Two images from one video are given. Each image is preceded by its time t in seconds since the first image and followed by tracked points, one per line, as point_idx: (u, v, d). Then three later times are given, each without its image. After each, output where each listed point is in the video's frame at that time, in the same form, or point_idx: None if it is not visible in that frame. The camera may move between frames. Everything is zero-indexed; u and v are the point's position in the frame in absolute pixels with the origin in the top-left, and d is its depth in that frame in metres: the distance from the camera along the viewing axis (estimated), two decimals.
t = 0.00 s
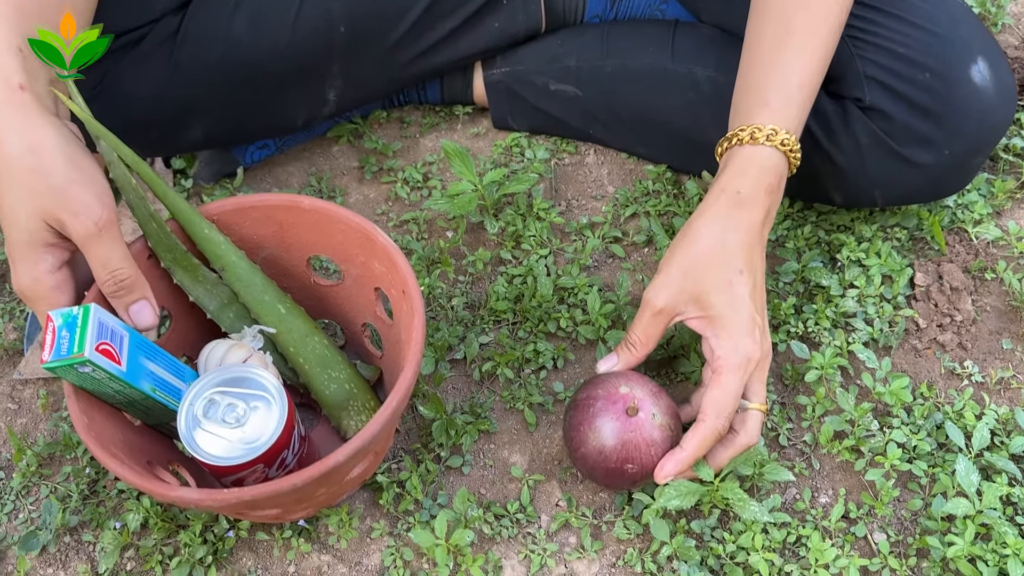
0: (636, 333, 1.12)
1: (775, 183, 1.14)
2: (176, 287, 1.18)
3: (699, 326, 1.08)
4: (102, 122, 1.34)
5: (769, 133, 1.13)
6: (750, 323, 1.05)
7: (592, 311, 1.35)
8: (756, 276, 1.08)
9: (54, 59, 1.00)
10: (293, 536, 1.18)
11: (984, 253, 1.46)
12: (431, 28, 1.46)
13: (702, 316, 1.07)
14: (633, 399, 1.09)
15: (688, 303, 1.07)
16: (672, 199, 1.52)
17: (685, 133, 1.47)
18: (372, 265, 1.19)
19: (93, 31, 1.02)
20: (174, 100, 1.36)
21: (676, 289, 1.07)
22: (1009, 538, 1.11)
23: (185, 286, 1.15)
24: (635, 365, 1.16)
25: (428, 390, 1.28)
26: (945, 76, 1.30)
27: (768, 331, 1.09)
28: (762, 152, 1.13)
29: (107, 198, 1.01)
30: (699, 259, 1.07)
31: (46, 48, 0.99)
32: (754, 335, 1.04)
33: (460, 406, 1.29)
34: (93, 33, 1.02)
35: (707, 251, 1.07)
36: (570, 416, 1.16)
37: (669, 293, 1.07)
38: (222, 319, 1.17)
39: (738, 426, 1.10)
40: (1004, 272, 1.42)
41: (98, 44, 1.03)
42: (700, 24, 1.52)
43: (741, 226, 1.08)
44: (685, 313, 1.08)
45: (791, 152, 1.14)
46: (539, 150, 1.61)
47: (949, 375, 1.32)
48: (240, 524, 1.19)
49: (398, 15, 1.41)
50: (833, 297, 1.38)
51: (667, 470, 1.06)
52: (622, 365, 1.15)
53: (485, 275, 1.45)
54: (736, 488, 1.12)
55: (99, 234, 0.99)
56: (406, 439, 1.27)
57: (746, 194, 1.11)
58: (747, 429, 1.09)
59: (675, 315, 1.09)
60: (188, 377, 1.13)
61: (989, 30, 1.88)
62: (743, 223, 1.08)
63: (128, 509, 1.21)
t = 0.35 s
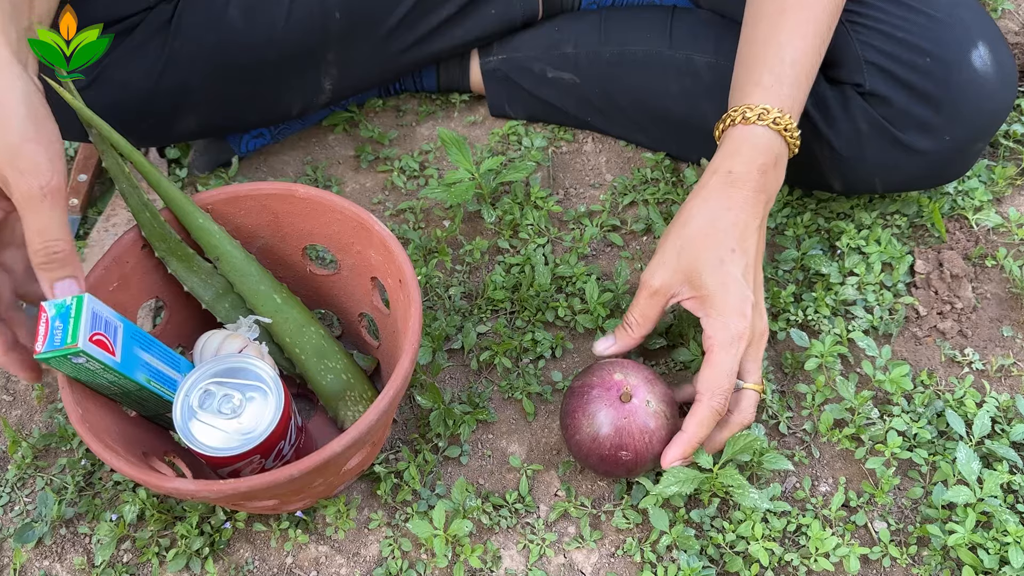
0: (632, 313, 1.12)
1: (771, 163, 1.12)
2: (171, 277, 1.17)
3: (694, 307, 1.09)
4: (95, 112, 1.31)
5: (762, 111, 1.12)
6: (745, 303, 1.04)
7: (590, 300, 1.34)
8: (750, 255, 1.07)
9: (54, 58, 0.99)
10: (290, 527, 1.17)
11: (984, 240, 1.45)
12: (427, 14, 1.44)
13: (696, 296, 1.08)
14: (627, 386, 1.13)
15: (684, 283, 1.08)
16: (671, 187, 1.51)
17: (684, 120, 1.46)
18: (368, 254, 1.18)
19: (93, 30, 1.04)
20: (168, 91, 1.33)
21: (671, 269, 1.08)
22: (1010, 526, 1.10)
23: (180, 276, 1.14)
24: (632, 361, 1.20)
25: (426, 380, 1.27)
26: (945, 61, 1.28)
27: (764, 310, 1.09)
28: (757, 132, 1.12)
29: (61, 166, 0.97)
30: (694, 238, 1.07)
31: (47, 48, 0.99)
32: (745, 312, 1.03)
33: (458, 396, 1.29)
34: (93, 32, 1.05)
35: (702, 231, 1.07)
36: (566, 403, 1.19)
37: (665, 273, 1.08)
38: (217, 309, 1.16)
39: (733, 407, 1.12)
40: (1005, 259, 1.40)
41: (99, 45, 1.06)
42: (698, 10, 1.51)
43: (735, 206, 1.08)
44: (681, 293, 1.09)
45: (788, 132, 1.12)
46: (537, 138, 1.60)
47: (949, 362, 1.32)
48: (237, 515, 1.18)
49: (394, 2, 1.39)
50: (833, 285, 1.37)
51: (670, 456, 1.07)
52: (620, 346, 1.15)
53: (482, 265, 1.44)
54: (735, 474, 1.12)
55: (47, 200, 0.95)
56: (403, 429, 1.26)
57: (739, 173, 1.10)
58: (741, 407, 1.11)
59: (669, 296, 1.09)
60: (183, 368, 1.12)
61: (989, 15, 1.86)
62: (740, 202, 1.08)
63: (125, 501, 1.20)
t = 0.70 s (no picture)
0: (613, 275, 1.04)
1: (759, 120, 1.10)
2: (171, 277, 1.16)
3: (685, 269, 1.03)
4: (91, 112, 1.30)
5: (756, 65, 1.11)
6: (743, 258, 1.00)
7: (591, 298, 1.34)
8: (741, 209, 1.03)
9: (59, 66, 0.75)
10: (292, 527, 1.17)
11: (985, 236, 1.45)
12: (426, 11, 1.44)
13: (691, 258, 1.01)
14: (629, 386, 1.13)
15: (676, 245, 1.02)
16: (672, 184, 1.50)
17: (685, 117, 1.45)
18: (369, 253, 1.17)
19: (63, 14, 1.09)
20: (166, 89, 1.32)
21: (659, 231, 1.02)
22: (1012, 523, 1.10)
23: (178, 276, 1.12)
24: (634, 361, 1.21)
25: (427, 378, 1.27)
26: (946, 57, 1.28)
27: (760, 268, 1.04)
28: (744, 89, 1.11)
29: (91, 210, 0.62)
30: (678, 199, 1.03)
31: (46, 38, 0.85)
32: (741, 273, 0.98)
33: (459, 395, 1.28)
34: None
35: (683, 191, 1.03)
36: (568, 403, 1.20)
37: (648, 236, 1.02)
38: (217, 309, 1.15)
39: (751, 369, 1.05)
40: (1006, 255, 1.40)
41: None
42: (698, 6, 1.50)
43: (720, 162, 1.04)
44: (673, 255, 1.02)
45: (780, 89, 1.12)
46: (537, 135, 1.59)
47: (951, 359, 1.31)
48: (239, 515, 1.18)
49: None
50: (835, 282, 1.37)
51: (702, 430, 1.01)
52: (599, 304, 1.05)
53: (483, 262, 1.44)
54: (736, 473, 1.13)
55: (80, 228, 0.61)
56: (405, 428, 1.26)
57: (724, 129, 1.07)
58: (758, 368, 1.04)
59: (659, 259, 1.03)
60: (183, 369, 1.12)
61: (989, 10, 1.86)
62: (727, 160, 1.05)
63: (125, 502, 1.20)
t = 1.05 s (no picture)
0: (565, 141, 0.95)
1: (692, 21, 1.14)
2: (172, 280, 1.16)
3: (637, 124, 0.98)
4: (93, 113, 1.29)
5: None
6: (683, 108, 1.00)
7: (594, 299, 1.34)
8: (677, 76, 1.04)
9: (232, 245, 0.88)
10: (296, 529, 1.17)
11: (987, 236, 1.45)
12: (428, 14, 1.44)
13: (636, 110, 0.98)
14: (633, 386, 1.14)
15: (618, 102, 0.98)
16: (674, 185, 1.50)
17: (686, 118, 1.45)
18: (372, 254, 1.17)
19: (93, 30, 1.24)
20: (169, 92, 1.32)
21: (603, 96, 0.99)
22: (1016, 523, 1.10)
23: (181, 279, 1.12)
24: (639, 362, 1.21)
25: (430, 380, 1.27)
26: (947, 58, 1.28)
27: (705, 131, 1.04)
28: None
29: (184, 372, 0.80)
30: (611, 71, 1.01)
31: (46, 48, 1.21)
32: (689, 115, 0.99)
33: (463, 396, 1.28)
34: (93, 33, 1.25)
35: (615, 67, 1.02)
36: (571, 403, 1.20)
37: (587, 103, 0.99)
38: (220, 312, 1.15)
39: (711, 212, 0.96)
40: (1007, 255, 1.40)
41: (98, 45, 1.26)
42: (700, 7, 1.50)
43: (647, 44, 1.04)
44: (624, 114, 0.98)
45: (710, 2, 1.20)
46: (538, 136, 1.60)
47: (953, 358, 1.32)
48: (243, 518, 1.18)
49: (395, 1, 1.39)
50: (837, 282, 1.37)
51: (653, 257, 0.91)
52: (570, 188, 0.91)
53: (485, 264, 1.43)
54: (741, 472, 1.15)
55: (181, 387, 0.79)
56: (408, 430, 1.26)
57: (652, 16, 1.07)
58: (721, 208, 0.96)
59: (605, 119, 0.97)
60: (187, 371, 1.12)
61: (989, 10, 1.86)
62: (659, 36, 1.06)
63: (129, 505, 1.20)
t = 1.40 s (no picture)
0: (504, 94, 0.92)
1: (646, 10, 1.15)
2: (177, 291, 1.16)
3: (561, 120, 1.00)
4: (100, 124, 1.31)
5: None
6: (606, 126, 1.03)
7: (597, 308, 1.34)
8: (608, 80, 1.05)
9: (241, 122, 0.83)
10: (301, 540, 1.18)
11: (987, 244, 1.46)
12: (431, 23, 1.45)
13: (569, 102, 0.99)
14: (637, 397, 1.14)
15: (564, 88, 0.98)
16: (676, 193, 1.51)
17: (688, 127, 1.46)
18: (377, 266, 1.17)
19: (93, 31, 1.25)
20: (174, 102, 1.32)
21: (550, 67, 0.96)
22: (1017, 531, 1.11)
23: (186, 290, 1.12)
24: (642, 371, 1.22)
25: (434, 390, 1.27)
26: (947, 69, 1.31)
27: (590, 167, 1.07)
28: None
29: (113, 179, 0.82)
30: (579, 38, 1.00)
31: (46, 48, 1.24)
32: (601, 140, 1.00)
33: (466, 406, 1.29)
34: (93, 33, 1.25)
35: (582, 33, 1.00)
36: (575, 413, 1.20)
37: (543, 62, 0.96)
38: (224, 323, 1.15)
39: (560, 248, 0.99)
40: (1008, 263, 1.41)
41: (99, 45, 1.26)
42: (700, 17, 1.51)
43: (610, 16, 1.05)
44: (553, 99, 0.98)
45: None
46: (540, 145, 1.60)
47: (954, 367, 1.32)
48: (247, 528, 1.18)
49: (397, 12, 1.39)
50: (839, 291, 1.37)
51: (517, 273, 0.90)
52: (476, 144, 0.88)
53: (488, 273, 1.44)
54: (745, 481, 1.15)
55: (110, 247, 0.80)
56: (412, 440, 1.26)
57: None
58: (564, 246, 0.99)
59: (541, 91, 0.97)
60: (193, 381, 1.11)
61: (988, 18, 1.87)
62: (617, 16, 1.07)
63: (134, 515, 1.20)
